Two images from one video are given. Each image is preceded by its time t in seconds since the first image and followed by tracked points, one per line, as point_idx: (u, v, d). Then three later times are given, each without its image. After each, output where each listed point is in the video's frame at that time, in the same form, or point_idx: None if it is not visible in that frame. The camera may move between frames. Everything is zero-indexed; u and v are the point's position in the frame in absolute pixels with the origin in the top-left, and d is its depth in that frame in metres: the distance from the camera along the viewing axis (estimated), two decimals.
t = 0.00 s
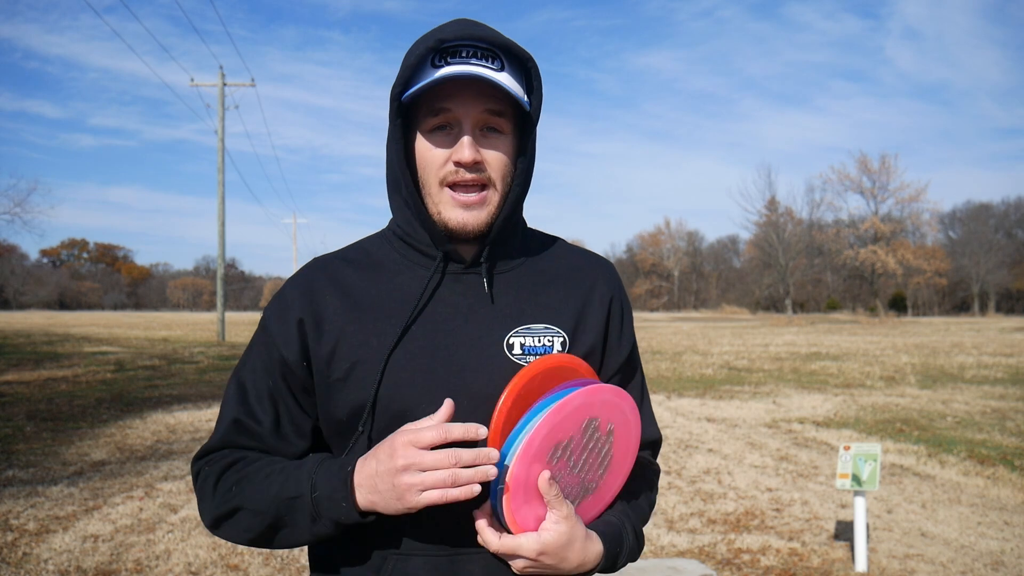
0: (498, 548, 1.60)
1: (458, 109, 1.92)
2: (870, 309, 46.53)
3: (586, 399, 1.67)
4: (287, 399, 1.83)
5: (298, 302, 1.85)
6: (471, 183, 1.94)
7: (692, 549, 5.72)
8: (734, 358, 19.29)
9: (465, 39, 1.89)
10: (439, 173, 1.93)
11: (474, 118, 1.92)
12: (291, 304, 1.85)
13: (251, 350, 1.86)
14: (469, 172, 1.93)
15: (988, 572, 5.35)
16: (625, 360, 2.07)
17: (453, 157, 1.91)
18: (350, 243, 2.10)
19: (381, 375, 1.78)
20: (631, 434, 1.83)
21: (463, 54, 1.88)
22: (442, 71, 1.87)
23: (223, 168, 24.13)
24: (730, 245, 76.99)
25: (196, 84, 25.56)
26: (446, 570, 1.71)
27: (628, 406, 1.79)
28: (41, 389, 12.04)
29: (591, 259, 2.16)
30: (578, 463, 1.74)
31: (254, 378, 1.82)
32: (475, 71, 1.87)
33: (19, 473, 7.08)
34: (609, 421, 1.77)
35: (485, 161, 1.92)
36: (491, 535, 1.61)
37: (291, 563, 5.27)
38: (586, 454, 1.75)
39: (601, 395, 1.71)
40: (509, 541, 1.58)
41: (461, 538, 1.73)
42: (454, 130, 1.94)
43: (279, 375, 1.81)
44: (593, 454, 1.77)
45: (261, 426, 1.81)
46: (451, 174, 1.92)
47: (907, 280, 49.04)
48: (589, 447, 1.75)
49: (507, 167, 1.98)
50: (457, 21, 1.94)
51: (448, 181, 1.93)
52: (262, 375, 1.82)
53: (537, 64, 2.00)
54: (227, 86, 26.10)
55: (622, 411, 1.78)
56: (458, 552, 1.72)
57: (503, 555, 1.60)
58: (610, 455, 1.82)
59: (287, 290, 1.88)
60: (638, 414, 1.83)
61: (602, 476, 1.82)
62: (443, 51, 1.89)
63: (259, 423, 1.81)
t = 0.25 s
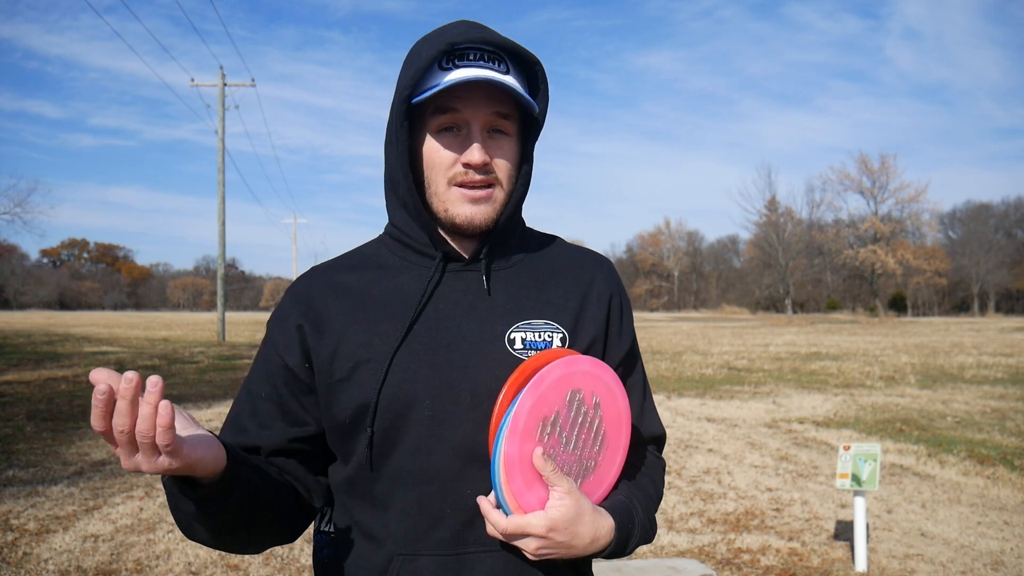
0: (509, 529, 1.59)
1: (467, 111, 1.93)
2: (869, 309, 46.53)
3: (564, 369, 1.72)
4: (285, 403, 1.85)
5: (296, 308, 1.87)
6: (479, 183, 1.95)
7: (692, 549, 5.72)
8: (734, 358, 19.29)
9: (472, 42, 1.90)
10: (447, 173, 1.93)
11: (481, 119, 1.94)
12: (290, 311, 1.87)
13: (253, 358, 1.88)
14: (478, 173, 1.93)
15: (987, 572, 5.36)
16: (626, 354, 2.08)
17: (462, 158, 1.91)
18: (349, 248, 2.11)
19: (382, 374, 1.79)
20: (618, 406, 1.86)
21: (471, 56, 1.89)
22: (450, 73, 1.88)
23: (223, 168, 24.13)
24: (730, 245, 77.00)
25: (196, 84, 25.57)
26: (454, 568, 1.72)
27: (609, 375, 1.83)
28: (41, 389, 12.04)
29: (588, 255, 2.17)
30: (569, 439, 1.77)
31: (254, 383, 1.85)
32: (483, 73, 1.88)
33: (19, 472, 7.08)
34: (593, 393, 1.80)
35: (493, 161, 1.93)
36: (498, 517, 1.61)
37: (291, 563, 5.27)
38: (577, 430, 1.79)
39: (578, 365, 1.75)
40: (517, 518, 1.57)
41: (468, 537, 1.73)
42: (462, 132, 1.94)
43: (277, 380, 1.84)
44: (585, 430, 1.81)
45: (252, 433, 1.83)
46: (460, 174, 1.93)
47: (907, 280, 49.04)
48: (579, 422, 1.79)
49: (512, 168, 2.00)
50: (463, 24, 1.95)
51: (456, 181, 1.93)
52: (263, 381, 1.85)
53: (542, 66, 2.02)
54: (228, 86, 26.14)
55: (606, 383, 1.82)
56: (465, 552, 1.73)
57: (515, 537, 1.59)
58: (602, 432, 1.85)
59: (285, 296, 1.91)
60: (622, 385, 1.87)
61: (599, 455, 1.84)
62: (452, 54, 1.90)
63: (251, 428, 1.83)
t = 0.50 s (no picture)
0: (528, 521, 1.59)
1: (465, 109, 1.93)
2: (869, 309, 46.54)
3: (570, 365, 1.72)
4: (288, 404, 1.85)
5: (297, 310, 1.88)
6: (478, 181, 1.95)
7: (692, 549, 5.72)
8: (734, 358, 19.29)
9: (469, 40, 1.90)
10: (446, 172, 1.93)
11: (479, 117, 1.94)
12: (290, 314, 1.87)
13: (255, 364, 1.89)
14: (477, 170, 1.93)
15: (988, 572, 5.35)
16: (626, 350, 2.09)
17: (461, 156, 1.92)
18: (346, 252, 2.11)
19: (387, 373, 1.79)
20: (622, 400, 1.87)
21: (469, 55, 1.89)
22: (449, 71, 1.87)
23: (223, 168, 24.14)
24: (730, 245, 76.97)
25: (197, 85, 25.59)
26: (465, 568, 1.72)
27: (612, 369, 1.84)
28: (41, 389, 12.04)
29: (584, 253, 2.18)
30: (578, 435, 1.77)
31: (257, 389, 1.86)
32: (482, 71, 1.88)
33: (19, 473, 7.09)
34: (599, 387, 1.81)
35: (492, 159, 1.94)
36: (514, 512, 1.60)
37: (291, 562, 5.28)
38: (584, 426, 1.79)
39: (584, 361, 1.76)
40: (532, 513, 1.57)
41: (478, 535, 1.74)
42: (460, 130, 1.94)
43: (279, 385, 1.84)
44: (592, 426, 1.81)
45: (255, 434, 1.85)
46: (459, 172, 1.93)
47: (907, 280, 49.02)
48: (586, 418, 1.79)
49: (509, 165, 2.01)
50: (459, 23, 1.95)
51: (456, 179, 1.93)
52: (265, 386, 1.86)
53: (539, 64, 2.01)
54: (227, 87, 26.18)
55: (612, 378, 1.83)
56: (476, 551, 1.74)
57: (531, 533, 1.58)
58: (609, 426, 1.85)
59: (284, 300, 1.90)
60: (624, 378, 1.88)
61: (606, 449, 1.84)
62: (449, 52, 1.89)
63: (254, 433, 1.85)
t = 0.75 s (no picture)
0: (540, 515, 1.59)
1: (476, 111, 1.93)
2: (869, 309, 46.53)
3: (586, 362, 1.74)
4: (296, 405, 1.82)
5: (304, 310, 1.86)
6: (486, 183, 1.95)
7: (692, 549, 5.72)
8: (734, 358, 19.29)
9: (480, 43, 1.91)
10: (456, 173, 1.93)
11: (491, 120, 1.95)
12: (298, 314, 1.85)
13: (258, 365, 1.86)
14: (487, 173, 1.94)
15: (988, 572, 5.35)
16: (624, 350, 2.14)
17: (471, 158, 1.92)
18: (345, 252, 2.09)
19: (398, 373, 1.78)
20: (629, 396, 1.89)
21: (479, 57, 1.90)
22: (461, 73, 1.88)
23: (223, 168, 24.14)
24: (730, 245, 76.97)
25: (197, 85, 25.60)
26: (479, 566, 1.73)
27: (621, 366, 1.86)
28: (41, 389, 12.04)
29: (581, 255, 2.23)
30: (592, 431, 1.78)
31: (263, 391, 1.83)
32: (494, 74, 1.90)
33: (19, 472, 7.09)
34: (609, 384, 1.83)
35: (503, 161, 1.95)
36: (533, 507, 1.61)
37: (292, 562, 5.28)
38: (596, 422, 1.80)
39: (599, 358, 1.78)
40: (551, 507, 1.57)
41: (490, 534, 1.75)
42: (471, 132, 1.94)
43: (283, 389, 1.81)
44: (604, 422, 1.82)
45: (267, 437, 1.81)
46: (469, 173, 1.93)
47: (907, 280, 49.01)
48: (598, 414, 1.80)
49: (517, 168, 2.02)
50: (467, 25, 1.96)
51: (466, 180, 1.93)
52: (269, 389, 1.83)
53: (549, 70, 2.07)
54: (227, 87, 26.21)
55: (622, 376, 1.86)
56: (490, 549, 1.75)
57: (550, 528, 1.60)
58: (617, 422, 1.87)
59: (290, 300, 1.88)
60: (630, 376, 1.90)
61: (615, 445, 1.86)
62: (461, 55, 1.90)
63: (260, 435, 1.81)
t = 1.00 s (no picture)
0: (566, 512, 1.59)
1: (486, 114, 1.93)
2: (869, 309, 46.54)
3: (594, 362, 1.75)
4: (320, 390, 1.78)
5: (314, 301, 1.84)
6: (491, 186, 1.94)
7: (692, 549, 5.72)
8: (734, 358, 19.29)
9: (492, 46, 1.92)
10: (463, 174, 1.93)
11: (501, 124, 1.94)
12: (308, 304, 1.83)
13: (268, 354, 1.81)
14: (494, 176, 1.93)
15: (988, 572, 5.36)
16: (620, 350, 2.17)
17: (479, 160, 1.91)
18: (344, 250, 2.06)
19: (405, 370, 1.77)
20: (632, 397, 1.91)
21: (491, 61, 1.91)
22: (473, 76, 1.88)
23: (223, 168, 24.14)
24: (730, 245, 76.98)
25: (196, 84, 25.60)
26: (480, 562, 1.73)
27: (628, 368, 1.87)
28: (41, 389, 12.04)
29: (578, 258, 2.26)
30: (597, 431, 1.78)
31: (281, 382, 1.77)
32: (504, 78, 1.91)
33: (19, 473, 7.08)
34: (616, 385, 1.83)
35: (510, 165, 1.95)
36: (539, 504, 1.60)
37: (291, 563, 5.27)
38: (602, 422, 1.80)
39: (605, 359, 1.78)
40: (556, 502, 1.56)
41: (491, 531, 1.75)
42: (480, 135, 1.93)
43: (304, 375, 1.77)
44: (608, 422, 1.83)
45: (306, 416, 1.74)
46: (476, 176, 1.92)
47: (907, 280, 49.00)
48: (604, 414, 1.81)
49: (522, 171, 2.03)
50: (475, 26, 1.96)
51: (472, 182, 1.93)
52: (288, 375, 1.77)
53: (558, 77, 2.10)
54: (227, 86, 26.24)
55: (626, 378, 1.86)
56: (491, 547, 1.75)
57: (553, 523, 1.59)
58: (620, 424, 1.88)
59: (295, 293, 1.85)
60: (635, 378, 1.92)
61: (617, 446, 1.87)
62: (473, 57, 1.90)
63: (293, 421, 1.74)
